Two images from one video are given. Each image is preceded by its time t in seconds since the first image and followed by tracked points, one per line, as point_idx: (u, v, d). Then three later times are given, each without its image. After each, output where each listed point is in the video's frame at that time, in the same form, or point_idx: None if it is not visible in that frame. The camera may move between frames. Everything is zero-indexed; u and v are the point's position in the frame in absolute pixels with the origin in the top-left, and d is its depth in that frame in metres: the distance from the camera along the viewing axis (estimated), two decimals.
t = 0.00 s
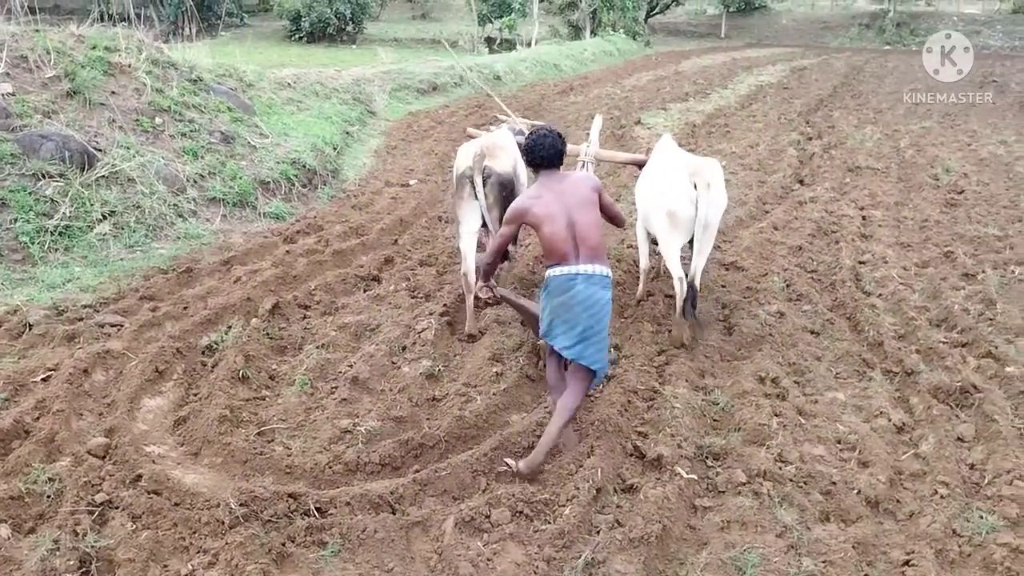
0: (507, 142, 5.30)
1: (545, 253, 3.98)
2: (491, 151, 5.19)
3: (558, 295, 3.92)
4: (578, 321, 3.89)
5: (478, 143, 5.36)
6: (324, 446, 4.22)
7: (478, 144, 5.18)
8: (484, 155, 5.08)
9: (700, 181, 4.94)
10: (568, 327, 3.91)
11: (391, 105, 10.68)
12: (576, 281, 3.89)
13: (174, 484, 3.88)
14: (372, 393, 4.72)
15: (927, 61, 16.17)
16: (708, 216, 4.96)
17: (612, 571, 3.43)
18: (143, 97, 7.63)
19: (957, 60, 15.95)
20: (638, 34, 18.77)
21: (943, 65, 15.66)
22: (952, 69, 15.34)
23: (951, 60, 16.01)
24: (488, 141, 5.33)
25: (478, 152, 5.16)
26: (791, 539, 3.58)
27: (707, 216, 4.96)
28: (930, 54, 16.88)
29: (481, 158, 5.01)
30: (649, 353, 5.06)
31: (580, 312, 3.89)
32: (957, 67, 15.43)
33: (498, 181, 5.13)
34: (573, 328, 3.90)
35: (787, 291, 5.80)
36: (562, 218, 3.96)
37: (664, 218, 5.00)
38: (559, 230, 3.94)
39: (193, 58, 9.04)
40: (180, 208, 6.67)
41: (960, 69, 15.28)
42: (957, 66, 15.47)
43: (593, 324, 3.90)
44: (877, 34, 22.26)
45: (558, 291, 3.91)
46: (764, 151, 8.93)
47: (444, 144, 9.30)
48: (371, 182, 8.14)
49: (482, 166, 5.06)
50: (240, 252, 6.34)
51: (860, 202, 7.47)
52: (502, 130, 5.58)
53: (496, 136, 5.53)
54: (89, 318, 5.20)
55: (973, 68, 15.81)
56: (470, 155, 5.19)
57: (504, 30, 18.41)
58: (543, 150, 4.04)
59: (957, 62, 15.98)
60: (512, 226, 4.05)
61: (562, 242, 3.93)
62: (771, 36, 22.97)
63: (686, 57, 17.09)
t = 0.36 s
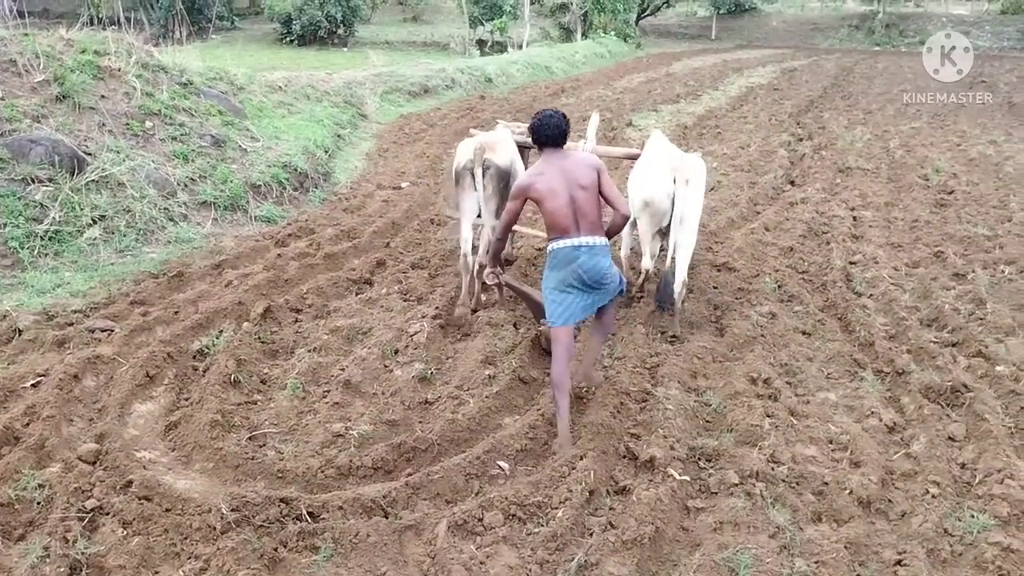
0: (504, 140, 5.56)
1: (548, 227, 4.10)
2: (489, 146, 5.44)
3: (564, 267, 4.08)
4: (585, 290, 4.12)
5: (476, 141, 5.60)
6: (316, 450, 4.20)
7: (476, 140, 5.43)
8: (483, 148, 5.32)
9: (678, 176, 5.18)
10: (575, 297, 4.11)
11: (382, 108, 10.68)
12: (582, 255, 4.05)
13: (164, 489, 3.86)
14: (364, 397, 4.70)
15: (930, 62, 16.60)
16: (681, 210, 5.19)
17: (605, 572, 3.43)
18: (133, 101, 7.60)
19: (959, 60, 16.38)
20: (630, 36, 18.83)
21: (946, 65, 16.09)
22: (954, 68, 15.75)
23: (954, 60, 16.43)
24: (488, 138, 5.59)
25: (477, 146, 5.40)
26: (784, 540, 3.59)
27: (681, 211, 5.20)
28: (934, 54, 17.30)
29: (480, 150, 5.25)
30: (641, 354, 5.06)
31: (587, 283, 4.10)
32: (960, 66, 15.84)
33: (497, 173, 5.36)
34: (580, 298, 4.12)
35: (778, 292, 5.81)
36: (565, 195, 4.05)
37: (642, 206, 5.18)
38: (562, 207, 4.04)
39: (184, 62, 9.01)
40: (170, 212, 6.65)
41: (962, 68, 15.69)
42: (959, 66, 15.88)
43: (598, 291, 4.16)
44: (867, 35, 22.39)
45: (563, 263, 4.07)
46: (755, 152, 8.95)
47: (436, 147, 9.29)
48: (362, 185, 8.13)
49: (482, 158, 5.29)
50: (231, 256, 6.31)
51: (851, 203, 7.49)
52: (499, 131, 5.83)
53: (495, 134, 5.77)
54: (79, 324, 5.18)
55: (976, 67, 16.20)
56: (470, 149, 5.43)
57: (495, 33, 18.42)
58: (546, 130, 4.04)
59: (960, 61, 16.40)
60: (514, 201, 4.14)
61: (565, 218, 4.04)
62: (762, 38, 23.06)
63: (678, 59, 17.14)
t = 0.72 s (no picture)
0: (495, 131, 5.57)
1: (534, 209, 4.55)
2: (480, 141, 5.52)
3: (548, 246, 4.52)
4: (565, 268, 4.55)
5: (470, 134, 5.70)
6: (301, 455, 4.18)
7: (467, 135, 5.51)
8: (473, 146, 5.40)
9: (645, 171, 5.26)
10: (555, 273, 4.56)
11: (365, 110, 10.65)
12: (565, 234, 4.51)
13: (147, 497, 3.83)
14: (349, 400, 4.68)
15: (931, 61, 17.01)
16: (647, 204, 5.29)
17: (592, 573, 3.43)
18: (113, 105, 7.53)
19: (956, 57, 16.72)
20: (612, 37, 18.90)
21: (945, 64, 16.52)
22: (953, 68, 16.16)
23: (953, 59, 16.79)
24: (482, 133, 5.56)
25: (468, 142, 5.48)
26: (770, 538, 3.60)
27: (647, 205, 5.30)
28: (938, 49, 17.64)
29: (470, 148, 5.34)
30: (626, 355, 5.06)
31: (567, 261, 4.54)
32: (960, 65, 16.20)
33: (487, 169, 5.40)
34: (561, 273, 4.56)
35: (761, 291, 5.84)
36: (552, 180, 4.55)
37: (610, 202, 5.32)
38: (549, 191, 4.52)
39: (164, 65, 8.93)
40: (152, 216, 6.59)
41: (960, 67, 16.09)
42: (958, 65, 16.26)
43: (577, 270, 4.60)
44: (847, 36, 22.61)
45: (550, 243, 4.51)
46: (738, 152, 9.00)
47: (420, 149, 9.27)
48: (346, 187, 8.10)
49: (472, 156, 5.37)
50: (214, 260, 6.27)
51: (832, 202, 7.54)
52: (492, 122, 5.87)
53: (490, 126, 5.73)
54: (59, 330, 5.12)
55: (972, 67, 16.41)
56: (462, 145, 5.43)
57: (479, 34, 18.42)
58: (535, 119, 4.54)
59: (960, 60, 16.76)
60: (506, 185, 4.61)
61: (552, 200, 4.52)
62: (743, 39, 23.20)
63: (661, 59, 17.21)
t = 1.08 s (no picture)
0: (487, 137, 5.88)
1: (508, 202, 4.67)
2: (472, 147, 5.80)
3: (525, 236, 4.66)
4: (543, 255, 4.72)
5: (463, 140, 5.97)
6: (287, 465, 4.15)
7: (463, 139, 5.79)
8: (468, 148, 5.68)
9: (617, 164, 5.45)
10: (532, 261, 4.72)
11: (350, 117, 10.63)
12: (540, 223, 4.67)
13: (131, 508, 3.79)
14: (335, 409, 4.65)
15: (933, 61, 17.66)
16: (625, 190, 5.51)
17: None
18: (94, 113, 7.47)
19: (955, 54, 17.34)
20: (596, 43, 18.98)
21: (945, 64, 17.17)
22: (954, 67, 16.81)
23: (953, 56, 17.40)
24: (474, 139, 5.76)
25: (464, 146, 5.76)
26: (757, 542, 3.61)
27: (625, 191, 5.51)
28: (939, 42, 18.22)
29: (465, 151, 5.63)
30: (613, 359, 5.06)
31: (543, 248, 4.71)
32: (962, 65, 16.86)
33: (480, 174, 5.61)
34: (539, 260, 4.72)
35: (747, 295, 5.86)
36: (523, 173, 4.66)
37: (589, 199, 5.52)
38: (522, 183, 4.64)
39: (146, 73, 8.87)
40: (134, 225, 6.54)
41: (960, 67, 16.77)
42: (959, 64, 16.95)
43: (554, 255, 4.77)
44: (828, 42, 22.86)
45: (527, 234, 4.66)
46: (722, 157, 9.04)
47: (405, 156, 9.26)
48: (331, 195, 8.08)
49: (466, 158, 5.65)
50: (198, 269, 6.23)
51: (816, 206, 7.59)
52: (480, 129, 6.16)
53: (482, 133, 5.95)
54: (41, 341, 5.07)
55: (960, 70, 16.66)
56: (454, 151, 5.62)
57: (463, 41, 18.45)
58: (500, 118, 4.58)
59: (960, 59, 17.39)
60: (478, 183, 4.68)
61: (525, 192, 4.64)
62: (726, 45, 23.36)
63: (644, 65, 17.30)
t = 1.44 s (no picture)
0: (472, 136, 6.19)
1: (490, 191, 4.90)
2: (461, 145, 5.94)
3: (505, 224, 4.90)
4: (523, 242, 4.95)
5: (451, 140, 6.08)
6: (270, 477, 4.11)
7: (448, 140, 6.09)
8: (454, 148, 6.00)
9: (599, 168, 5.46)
10: (518, 247, 4.97)
11: (332, 126, 10.61)
12: (519, 211, 4.89)
13: (112, 524, 3.74)
14: (318, 420, 4.62)
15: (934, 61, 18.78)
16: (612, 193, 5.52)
17: None
18: (73, 125, 7.41)
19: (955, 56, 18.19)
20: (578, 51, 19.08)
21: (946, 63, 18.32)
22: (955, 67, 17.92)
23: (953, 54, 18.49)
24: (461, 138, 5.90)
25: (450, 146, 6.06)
26: (742, 548, 3.61)
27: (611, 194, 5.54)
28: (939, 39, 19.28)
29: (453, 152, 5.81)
30: (597, 367, 5.06)
31: (525, 235, 4.94)
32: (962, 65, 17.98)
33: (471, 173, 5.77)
34: (524, 246, 4.98)
35: (729, 301, 5.89)
36: (503, 164, 4.88)
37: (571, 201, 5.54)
38: (502, 175, 4.86)
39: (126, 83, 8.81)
40: (114, 237, 6.49)
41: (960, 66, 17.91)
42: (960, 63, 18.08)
43: (535, 241, 5.00)
44: (807, 49, 23.12)
45: (508, 221, 4.89)
46: (703, 163, 9.10)
47: (388, 166, 9.25)
48: (313, 204, 8.05)
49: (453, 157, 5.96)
50: (179, 281, 6.18)
51: (797, 212, 7.65)
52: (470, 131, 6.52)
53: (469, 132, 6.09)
54: (19, 355, 5.01)
55: (937, 76, 16.94)
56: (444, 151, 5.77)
57: (445, 50, 18.49)
58: (482, 111, 4.78)
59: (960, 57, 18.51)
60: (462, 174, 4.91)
61: (505, 183, 4.87)
62: (707, 53, 23.55)
63: (626, 73, 17.41)
